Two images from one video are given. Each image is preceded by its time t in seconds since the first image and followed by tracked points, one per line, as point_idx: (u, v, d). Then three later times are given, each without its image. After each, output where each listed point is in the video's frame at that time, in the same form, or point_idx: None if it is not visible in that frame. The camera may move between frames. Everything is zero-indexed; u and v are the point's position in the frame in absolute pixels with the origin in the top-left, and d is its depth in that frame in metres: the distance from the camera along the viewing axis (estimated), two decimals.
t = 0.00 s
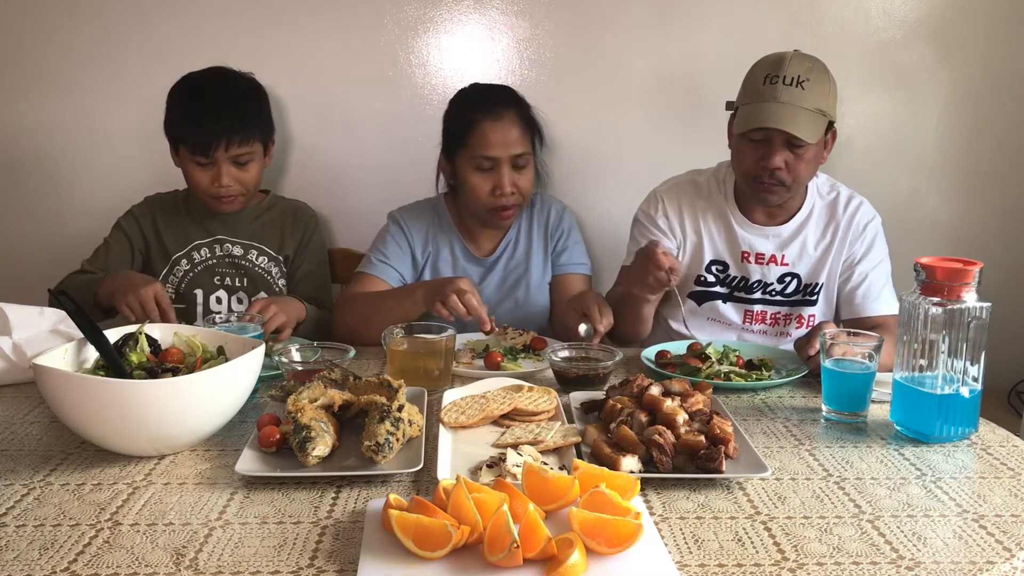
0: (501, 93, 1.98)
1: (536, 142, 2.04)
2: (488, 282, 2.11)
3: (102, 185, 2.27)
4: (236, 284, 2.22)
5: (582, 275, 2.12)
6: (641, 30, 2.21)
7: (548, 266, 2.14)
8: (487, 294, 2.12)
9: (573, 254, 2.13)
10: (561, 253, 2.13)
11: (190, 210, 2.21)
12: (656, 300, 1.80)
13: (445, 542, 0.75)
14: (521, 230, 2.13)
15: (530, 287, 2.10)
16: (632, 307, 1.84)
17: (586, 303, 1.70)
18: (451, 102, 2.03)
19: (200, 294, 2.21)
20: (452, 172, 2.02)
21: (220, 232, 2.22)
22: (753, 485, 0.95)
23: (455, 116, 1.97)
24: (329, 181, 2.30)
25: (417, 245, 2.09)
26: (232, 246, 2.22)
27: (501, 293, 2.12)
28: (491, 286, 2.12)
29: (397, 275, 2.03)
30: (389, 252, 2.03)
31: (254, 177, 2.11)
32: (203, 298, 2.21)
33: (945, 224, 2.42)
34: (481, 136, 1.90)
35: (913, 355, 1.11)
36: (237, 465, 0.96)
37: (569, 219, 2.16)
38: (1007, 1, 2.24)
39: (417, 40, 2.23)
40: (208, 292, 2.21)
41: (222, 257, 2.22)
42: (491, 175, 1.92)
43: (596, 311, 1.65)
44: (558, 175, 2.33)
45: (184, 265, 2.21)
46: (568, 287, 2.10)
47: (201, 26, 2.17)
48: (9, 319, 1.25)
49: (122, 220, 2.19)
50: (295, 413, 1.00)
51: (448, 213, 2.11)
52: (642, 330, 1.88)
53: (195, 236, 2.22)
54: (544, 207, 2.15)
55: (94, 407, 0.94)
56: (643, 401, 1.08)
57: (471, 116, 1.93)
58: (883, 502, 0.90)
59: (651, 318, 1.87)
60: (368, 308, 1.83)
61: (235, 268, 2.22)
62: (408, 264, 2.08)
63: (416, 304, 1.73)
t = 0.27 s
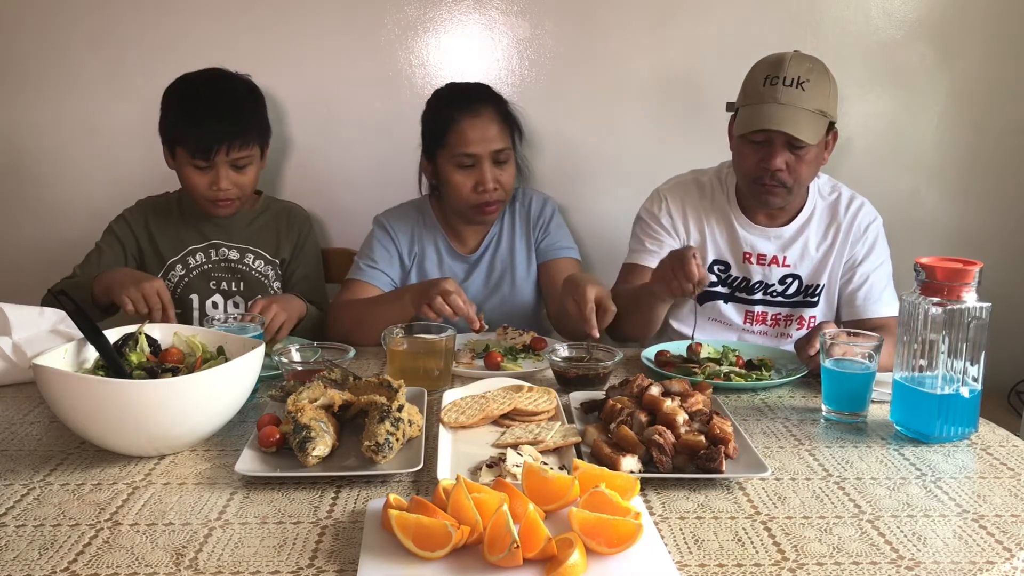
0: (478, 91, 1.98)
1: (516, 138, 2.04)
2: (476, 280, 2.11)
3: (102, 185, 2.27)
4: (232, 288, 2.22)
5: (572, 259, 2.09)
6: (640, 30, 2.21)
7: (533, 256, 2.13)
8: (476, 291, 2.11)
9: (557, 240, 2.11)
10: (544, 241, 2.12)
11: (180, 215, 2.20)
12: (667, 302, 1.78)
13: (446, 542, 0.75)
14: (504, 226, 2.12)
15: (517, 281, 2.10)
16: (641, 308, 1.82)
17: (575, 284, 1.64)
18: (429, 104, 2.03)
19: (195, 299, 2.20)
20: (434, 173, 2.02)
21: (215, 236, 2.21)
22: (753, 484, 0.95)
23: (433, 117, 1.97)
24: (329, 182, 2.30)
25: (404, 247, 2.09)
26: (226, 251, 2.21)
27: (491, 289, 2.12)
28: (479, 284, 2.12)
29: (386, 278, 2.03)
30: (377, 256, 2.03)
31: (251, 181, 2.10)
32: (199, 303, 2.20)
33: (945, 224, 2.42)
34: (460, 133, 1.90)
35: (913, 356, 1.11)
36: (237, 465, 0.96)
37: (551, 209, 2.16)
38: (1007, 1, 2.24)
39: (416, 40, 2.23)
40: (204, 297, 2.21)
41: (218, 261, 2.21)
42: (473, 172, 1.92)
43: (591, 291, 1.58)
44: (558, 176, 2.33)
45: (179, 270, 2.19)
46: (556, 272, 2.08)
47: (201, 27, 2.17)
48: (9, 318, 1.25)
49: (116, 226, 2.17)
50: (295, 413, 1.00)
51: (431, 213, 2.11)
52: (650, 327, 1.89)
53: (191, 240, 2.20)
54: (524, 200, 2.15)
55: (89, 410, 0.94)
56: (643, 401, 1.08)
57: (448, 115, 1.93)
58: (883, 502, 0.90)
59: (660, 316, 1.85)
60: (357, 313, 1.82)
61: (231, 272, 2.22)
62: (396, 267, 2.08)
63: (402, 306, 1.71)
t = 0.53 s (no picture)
0: (469, 90, 1.97)
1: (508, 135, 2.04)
2: (472, 280, 2.11)
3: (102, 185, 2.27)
4: (225, 292, 2.21)
5: (570, 255, 2.09)
6: (641, 30, 2.21)
7: (529, 255, 2.13)
8: (473, 291, 2.11)
9: (553, 236, 2.11)
10: (540, 239, 2.12)
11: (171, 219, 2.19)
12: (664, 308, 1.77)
13: (445, 542, 0.75)
14: (500, 226, 2.12)
15: (513, 280, 2.11)
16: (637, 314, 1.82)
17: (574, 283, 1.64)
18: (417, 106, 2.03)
19: (187, 304, 2.19)
20: (428, 173, 2.02)
21: (206, 240, 2.20)
22: (753, 485, 0.95)
23: (425, 117, 1.97)
24: (329, 181, 2.30)
25: (399, 249, 2.09)
26: (219, 254, 2.21)
27: (488, 288, 2.12)
28: (476, 284, 2.11)
29: (384, 280, 2.03)
30: (373, 258, 2.03)
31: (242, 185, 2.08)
32: (192, 308, 2.19)
33: (945, 224, 2.42)
34: (452, 132, 1.90)
35: (913, 356, 1.11)
36: (237, 465, 0.96)
37: (546, 206, 2.15)
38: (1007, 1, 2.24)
39: (416, 40, 2.23)
40: (196, 302, 2.20)
41: (210, 265, 2.20)
42: (466, 171, 1.92)
43: (590, 290, 1.57)
44: (558, 176, 2.33)
45: (171, 275, 2.19)
46: (555, 268, 2.06)
47: (201, 27, 2.17)
48: (9, 319, 1.26)
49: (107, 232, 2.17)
50: (296, 413, 1.00)
51: (426, 214, 2.11)
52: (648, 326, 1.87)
53: (182, 245, 2.20)
54: (519, 199, 2.15)
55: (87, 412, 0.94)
56: (643, 401, 1.08)
57: (439, 115, 1.93)
58: (883, 502, 0.90)
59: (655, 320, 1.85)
60: (355, 315, 1.82)
61: (223, 276, 2.21)
62: (393, 269, 2.08)
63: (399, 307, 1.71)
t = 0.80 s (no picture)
0: (468, 90, 1.97)
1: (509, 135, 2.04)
2: (472, 280, 2.11)
3: (102, 185, 2.27)
4: (224, 298, 2.21)
5: (570, 254, 2.09)
6: (641, 29, 2.21)
7: (529, 254, 2.13)
8: (473, 291, 2.11)
9: (553, 236, 2.11)
10: (539, 238, 2.12)
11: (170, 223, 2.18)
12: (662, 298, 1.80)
13: (446, 542, 0.75)
14: (500, 225, 2.12)
15: (513, 279, 2.11)
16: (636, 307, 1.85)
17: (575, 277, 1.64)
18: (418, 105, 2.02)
19: (186, 310, 2.20)
20: (427, 173, 2.02)
21: (205, 247, 2.20)
22: (753, 484, 0.95)
23: (425, 117, 1.97)
24: (329, 182, 2.30)
25: (400, 249, 2.09)
26: (218, 260, 2.20)
27: (488, 288, 2.12)
28: (476, 284, 2.11)
29: (384, 280, 2.03)
30: (373, 258, 2.03)
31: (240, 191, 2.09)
32: (190, 314, 2.19)
33: (945, 224, 2.42)
34: (453, 132, 1.90)
35: (914, 356, 1.11)
36: (237, 466, 0.96)
37: (546, 206, 2.15)
38: (1007, 1, 2.24)
39: (416, 40, 2.23)
40: (195, 308, 2.20)
41: (209, 272, 2.20)
42: (467, 170, 1.92)
43: (590, 279, 1.57)
44: (558, 176, 2.33)
45: (169, 281, 2.19)
46: (556, 266, 2.07)
47: (202, 26, 2.16)
48: (9, 319, 1.26)
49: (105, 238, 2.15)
50: (295, 413, 1.00)
51: (426, 214, 2.11)
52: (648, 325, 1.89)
53: (180, 251, 2.20)
54: (518, 198, 2.14)
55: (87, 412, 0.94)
56: (643, 401, 1.08)
57: (438, 115, 1.93)
58: (883, 502, 0.90)
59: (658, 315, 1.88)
60: (356, 316, 1.82)
61: (222, 282, 2.21)
62: (393, 269, 2.08)
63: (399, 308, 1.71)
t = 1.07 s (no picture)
0: (466, 89, 1.97)
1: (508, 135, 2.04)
2: (471, 281, 2.11)
3: (102, 185, 2.27)
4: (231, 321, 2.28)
5: (569, 254, 2.08)
6: (641, 29, 2.21)
7: (528, 254, 2.13)
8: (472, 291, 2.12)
9: (552, 236, 2.11)
10: (538, 238, 2.12)
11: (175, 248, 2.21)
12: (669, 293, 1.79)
13: (446, 542, 0.75)
14: (499, 225, 2.12)
15: (512, 279, 2.11)
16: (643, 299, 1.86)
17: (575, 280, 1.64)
18: (418, 104, 2.02)
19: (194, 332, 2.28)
20: (427, 172, 2.02)
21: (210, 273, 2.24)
22: (753, 484, 0.95)
23: (425, 116, 1.96)
24: (329, 182, 2.30)
25: (400, 249, 2.09)
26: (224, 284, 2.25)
27: (487, 288, 2.12)
28: (475, 283, 2.12)
29: (384, 280, 2.03)
30: (373, 259, 2.03)
31: (241, 221, 2.13)
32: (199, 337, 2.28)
33: (945, 224, 2.42)
34: (451, 131, 1.90)
35: (914, 356, 1.11)
36: (237, 466, 0.96)
37: (545, 206, 2.15)
38: (1007, 1, 2.24)
39: (416, 40, 2.23)
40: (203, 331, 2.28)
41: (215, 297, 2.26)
42: (466, 169, 1.92)
43: (590, 286, 1.57)
44: (558, 176, 2.33)
45: (176, 305, 2.26)
46: (556, 266, 2.06)
47: (202, 26, 2.16)
48: (9, 319, 1.26)
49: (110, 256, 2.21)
50: (295, 413, 1.00)
51: (426, 214, 2.10)
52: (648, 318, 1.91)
53: (186, 277, 2.24)
54: (517, 198, 2.14)
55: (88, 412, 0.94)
56: (643, 401, 1.08)
57: (437, 114, 1.93)
58: (883, 502, 0.90)
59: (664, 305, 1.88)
60: (356, 317, 1.82)
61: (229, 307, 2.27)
62: (393, 269, 2.08)
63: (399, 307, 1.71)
